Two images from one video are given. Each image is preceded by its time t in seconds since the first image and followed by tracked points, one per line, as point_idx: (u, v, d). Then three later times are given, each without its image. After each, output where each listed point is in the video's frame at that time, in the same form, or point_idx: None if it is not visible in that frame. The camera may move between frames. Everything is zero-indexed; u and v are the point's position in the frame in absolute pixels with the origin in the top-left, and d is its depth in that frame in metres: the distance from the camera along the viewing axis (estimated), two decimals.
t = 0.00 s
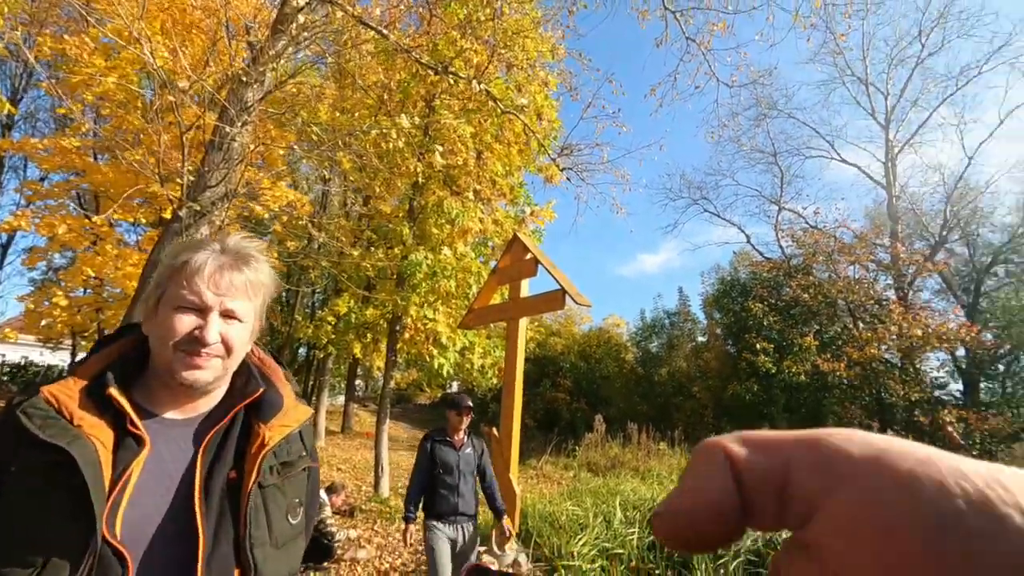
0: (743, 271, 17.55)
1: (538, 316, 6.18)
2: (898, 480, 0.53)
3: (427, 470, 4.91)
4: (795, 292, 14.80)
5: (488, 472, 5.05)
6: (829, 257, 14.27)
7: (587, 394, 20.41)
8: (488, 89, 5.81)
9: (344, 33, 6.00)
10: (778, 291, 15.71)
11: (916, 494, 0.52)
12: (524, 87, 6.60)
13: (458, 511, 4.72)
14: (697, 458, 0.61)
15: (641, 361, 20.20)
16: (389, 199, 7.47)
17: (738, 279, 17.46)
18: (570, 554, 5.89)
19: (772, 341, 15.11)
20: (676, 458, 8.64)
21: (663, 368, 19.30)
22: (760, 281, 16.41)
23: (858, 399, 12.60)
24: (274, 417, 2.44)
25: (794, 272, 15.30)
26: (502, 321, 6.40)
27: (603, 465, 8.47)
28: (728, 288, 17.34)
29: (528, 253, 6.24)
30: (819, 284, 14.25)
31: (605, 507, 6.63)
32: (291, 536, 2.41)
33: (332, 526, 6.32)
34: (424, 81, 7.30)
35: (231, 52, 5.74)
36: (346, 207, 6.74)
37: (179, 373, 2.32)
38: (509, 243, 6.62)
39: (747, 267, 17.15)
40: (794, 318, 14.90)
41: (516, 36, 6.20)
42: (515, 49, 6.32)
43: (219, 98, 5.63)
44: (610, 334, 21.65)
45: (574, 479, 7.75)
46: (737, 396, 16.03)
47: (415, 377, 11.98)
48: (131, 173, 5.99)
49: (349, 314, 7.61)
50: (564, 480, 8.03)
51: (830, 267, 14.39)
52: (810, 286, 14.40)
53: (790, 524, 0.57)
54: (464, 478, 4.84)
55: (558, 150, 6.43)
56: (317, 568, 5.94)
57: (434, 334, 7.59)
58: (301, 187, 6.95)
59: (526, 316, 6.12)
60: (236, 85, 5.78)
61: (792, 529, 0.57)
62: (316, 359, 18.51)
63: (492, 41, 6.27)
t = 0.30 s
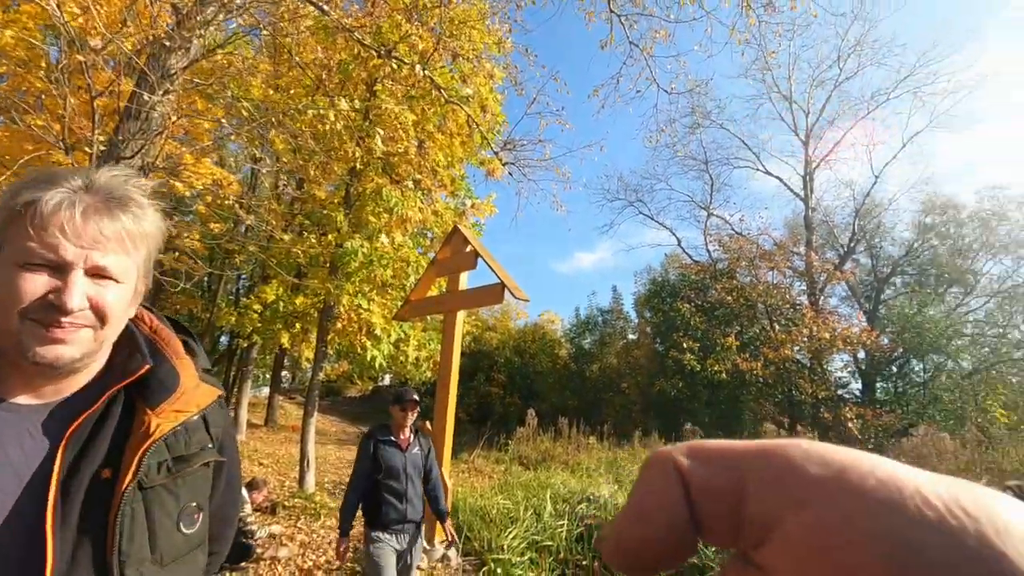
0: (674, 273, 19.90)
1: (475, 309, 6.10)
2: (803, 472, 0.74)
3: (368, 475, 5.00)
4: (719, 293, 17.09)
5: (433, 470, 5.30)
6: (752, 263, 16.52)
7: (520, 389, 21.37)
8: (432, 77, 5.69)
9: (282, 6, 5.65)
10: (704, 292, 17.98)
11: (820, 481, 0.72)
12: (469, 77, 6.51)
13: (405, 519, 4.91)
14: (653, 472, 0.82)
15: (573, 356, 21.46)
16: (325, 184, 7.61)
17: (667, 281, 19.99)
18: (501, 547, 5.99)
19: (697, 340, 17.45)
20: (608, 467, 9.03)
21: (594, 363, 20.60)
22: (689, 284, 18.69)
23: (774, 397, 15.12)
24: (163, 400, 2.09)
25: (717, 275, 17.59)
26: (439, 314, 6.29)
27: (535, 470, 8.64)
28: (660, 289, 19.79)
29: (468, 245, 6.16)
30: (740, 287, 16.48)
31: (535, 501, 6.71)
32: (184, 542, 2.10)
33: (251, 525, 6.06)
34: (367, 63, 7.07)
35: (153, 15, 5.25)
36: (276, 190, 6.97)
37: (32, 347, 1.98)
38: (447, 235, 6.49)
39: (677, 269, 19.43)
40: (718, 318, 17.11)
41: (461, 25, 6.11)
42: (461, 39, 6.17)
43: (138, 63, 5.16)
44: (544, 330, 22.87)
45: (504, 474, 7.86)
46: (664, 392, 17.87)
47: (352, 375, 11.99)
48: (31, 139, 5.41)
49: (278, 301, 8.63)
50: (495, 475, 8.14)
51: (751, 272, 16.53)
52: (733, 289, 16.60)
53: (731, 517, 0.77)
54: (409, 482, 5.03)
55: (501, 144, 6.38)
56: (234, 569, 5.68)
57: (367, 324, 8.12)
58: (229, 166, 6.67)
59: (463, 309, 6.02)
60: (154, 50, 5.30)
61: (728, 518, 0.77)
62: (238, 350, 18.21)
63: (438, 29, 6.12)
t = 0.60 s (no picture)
0: (611, 270, 20.30)
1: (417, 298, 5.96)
2: (799, 452, 0.87)
3: (311, 461, 5.01)
4: (654, 290, 18.35)
5: (378, 454, 5.34)
6: (684, 263, 18.19)
7: (457, 381, 20.88)
8: (378, 57, 5.51)
9: None
10: (639, 288, 18.96)
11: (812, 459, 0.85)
12: (415, 61, 6.34)
13: (347, 507, 4.94)
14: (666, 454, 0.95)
15: (512, 349, 21.21)
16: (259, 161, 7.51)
17: (605, 277, 20.31)
18: (434, 538, 6.02)
19: (631, 335, 18.42)
20: (543, 463, 9.07)
21: (531, 356, 20.48)
22: (625, 280, 19.55)
23: (699, 390, 16.59)
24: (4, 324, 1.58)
25: (653, 273, 18.82)
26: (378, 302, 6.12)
27: (468, 467, 8.47)
28: (597, 284, 20.21)
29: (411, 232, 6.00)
30: (673, 286, 17.94)
31: (470, 492, 6.78)
32: (39, 511, 1.62)
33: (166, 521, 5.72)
34: (309, 38, 6.73)
35: None
36: (204, 164, 6.68)
37: None
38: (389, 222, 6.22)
39: (615, 267, 19.97)
40: (651, 315, 18.27)
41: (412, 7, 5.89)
42: (410, 21, 6.00)
43: (49, 13, 4.66)
44: (484, 322, 22.51)
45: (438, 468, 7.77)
46: (599, 386, 18.28)
47: (282, 366, 11.56)
48: None
49: (202, 284, 8.21)
50: (428, 471, 8.02)
51: (684, 272, 18.10)
52: (666, 287, 18.05)
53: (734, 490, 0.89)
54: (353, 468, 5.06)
55: (447, 132, 6.25)
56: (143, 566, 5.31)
57: (301, 311, 7.85)
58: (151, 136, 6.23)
59: (405, 296, 5.85)
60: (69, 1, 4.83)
61: (731, 492, 0.90)
62: (154, 335, 17.33)
63: (385, 9, 5.92)
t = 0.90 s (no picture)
0: (552, 257, 20.36)
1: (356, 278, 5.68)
2: (727, 443, 0.86)
3: (246, 445, 4.75)
4: (592, 279, 18.50)
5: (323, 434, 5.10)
6: (622, 253, 18.63)
7: (394, 363, 20.67)
8: (318, 21, 5.23)
9: None
10: (579, 276, 19.06)
11: (741, 454, 0.84)
12: (359, 29, 6.07)
13: (285, 492, 4.70)
14: (601, 430, 0.92)
15: (451, 334, 20.99)
16: (184, 126, 7.15)
17: (546, 264, 20.30)
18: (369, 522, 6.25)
19: (569, 321, 18.47)
20: (478, 449, 9.04)
21: (471, 341, 20.32)
22: (565, 267, 19.56)
23: (632, 377, 16.95)
24: None
25: (593, 261, 18.98)
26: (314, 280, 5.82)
27: (401, 453, 8.35)
28: (538, 271, 20.19)
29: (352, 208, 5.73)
30: (612, 276, 18.24)
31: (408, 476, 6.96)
32: None
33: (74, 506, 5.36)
34: None
35: None
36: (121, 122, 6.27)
37: None
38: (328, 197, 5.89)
39: (556, 254, 20.05)
40: (589, 303, 18.53)
41: None
42: None
43: None
44: (423, 305, 22.20)
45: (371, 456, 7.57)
46: (536, 371, 18.31)
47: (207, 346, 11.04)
48: None
49: (119, 256, 7.70)
50: (361, 458, 7.81)
51: (622, 262, 18.55)
52: (605, 276, 18.29)
53: (662, 474, 0.88)
54: (292, 451, 4.82)
55: (391, 107, 6.01)
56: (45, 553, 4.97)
57: (230, 288, 7.48)
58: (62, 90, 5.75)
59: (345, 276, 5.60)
60: None
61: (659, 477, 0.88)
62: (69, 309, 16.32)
63: None
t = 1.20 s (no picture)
0: (499, 246, 20.33)
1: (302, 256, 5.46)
2: (673, 442, 0.88)
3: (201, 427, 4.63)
4: (539, 269, 18.62)
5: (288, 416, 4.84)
6: (569, 244, 18.83)
7: (335, 350, 20.36)
8: None
9: None
10: (526, 265, 19.12)
11: (684, 453, 0.87)
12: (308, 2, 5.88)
13: (237, 477, 4.49)
14: (545, 430, 0.94)
15: (395, 321, 20.68)
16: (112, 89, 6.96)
17: (493, 253, 20.29)
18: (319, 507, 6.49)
19: (515, 309, 18.49)
20: (423, 436, 8.97)
21: (416, 328, 20.05)
22: (512, 256, 19.55)
23: (574, 365, 17.30)
24: None
25: (541, 251, 19.10)
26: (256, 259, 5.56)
27: (345, 440, 8.25)
28: (485, 260, 20.09)
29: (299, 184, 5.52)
30: (557, 266, 18.24)
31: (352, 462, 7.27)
32: None
33: None
34: None
35: None
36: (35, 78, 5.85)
37: None
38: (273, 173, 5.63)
39: (504, 243, 20.06)
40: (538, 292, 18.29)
41: None
42: None
43: None
44: (367, 291, 21.84)
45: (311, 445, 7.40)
46: (482, 358, 18.22)
47: (133, 328, 10.46)
48: None
49: (35, 228, 7.22)
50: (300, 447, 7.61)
51: (568, 252, 18.58)
52: (551, 266, 18.31)
53: (606, 472, 0.90)
54: (248, 434, 4.61)
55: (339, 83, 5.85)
56: None
57: (163, 266, 7.13)
58: None
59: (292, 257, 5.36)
60: None
61: (602, 476, 0.90)
62: None
63: None
